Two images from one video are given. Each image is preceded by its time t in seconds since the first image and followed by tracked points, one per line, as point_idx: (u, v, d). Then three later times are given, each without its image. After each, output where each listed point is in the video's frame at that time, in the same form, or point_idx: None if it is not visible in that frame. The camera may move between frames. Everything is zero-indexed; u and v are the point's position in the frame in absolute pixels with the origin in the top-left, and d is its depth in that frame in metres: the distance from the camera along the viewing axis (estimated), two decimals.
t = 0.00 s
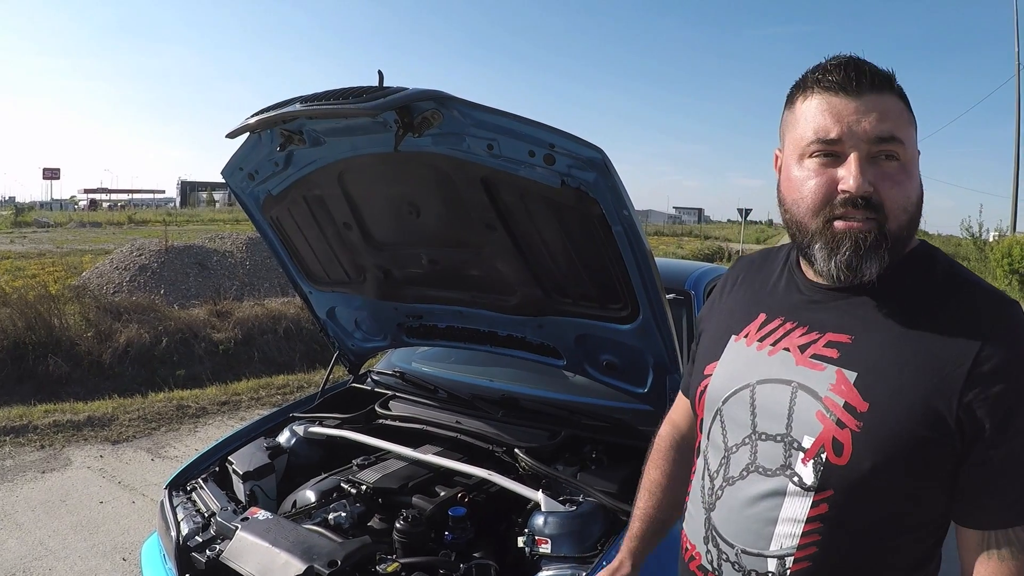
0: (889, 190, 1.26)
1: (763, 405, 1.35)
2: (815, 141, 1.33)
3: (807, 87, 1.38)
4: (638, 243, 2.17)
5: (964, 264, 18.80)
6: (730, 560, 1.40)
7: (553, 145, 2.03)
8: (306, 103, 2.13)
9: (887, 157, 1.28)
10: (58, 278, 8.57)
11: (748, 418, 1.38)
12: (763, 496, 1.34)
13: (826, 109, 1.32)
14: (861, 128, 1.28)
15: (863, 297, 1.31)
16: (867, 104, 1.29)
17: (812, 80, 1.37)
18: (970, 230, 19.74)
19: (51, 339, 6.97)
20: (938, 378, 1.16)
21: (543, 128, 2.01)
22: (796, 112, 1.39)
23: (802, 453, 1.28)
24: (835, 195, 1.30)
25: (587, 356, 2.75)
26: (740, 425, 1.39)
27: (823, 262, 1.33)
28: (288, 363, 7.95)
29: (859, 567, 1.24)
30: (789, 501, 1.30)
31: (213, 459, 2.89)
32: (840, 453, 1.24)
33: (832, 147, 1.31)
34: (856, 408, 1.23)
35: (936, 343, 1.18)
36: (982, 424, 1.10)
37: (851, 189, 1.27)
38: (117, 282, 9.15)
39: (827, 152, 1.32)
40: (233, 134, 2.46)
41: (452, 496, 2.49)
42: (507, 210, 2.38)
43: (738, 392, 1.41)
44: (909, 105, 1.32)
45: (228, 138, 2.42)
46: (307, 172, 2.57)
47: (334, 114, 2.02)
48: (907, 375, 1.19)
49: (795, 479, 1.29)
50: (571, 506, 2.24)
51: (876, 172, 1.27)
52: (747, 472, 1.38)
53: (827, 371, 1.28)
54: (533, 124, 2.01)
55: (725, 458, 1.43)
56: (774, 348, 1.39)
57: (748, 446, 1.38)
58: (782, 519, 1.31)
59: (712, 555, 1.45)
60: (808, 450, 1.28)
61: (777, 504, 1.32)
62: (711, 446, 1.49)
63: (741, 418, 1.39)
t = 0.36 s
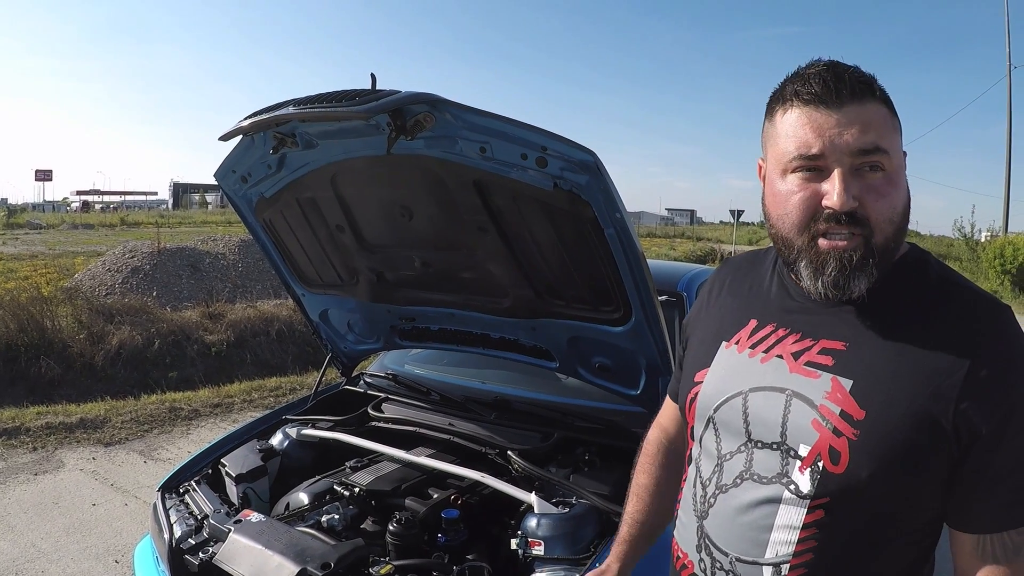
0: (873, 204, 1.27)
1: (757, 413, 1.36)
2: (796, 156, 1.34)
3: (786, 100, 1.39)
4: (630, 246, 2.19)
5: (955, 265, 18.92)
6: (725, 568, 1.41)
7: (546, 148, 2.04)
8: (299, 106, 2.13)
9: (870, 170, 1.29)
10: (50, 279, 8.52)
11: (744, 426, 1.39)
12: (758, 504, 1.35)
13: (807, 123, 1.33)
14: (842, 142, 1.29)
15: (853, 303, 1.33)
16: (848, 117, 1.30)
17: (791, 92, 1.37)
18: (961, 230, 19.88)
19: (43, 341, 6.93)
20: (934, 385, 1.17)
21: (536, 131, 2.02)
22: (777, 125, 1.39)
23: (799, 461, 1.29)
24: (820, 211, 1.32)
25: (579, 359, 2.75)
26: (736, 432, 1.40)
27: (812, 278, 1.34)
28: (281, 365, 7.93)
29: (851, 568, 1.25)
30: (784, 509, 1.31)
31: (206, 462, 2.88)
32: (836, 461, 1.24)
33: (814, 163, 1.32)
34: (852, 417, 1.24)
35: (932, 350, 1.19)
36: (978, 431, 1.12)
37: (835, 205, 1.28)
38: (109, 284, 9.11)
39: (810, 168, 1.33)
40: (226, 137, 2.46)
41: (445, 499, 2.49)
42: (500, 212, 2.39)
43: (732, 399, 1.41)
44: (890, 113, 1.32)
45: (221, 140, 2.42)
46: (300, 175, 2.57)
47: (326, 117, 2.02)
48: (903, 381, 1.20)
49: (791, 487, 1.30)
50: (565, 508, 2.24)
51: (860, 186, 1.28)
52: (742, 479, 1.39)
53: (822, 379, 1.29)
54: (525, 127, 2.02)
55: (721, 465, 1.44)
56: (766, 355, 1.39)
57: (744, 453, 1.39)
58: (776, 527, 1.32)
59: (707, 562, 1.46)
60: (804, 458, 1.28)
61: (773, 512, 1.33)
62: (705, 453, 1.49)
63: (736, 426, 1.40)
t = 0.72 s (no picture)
0: (858, 203, 1.28)
1: (743, 401, 1.39)
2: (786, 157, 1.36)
3: (780, 102, 1.40)
4: (625, 248, 2.19)
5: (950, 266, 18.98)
6: (704, 551, 1.44)
7: (540, 149, 2.04)
8: (293, 108, 2.13)
9: (857, 170, 1.30)
10: (45, 281, 8.49)
11: (731, 415, 1.41)
12: (736, 488, 1.37)
13: (795, 125, 1.35)
14: (829, 143, 1.30)
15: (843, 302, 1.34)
16: (835, 119, 1.30)
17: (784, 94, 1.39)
18: (956, 231, 19.95)
19: (38, 344, 6.91)
20: (914, 383, 1.17)
21: (530, 133, 2.02)
22: (769, 127, 1.41)
23: (775, 449, 1.31)
24: (806, 211, 1.34)
25: (575, 360, 2.75)
26: (724, 421, 1.43)
27: (801, 277, 1.36)
28: (276, 367, 7.91)
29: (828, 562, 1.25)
30: (760, 495, 1.34)
31: (200, 464, 2.87)
32: (810, 450, 1.26)
33: (801, 163, 1.34)
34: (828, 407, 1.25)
35: (916, 349, 1.19)
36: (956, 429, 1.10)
37: (820, 205, 1.30)
38: (104, 286, 9.09)
39: (798, 168, 1.35)
40: (220, 139, 2.45)
41: (439, 501, 2.48)
42: (495, 214, 2.39)
43: (723, 388, 1.45)
44: (883, 113, 1.32)
45: (215, 142, 2.41)
46: (294, 176, 2.56)
47: (320, 118, 2.01)
48: (884, 378, 1.20)
49: (767, 474, 1.32)
50: (560, 510, 2.24)
51: (845, 186, 1.29)
52: (725, 465, 1.41)
53: (805, 371, 1.31)
54: (519, 128, 2.02)
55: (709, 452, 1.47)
56: (759, 350, 1.42)
57: (730, 441, 1.42)
58: (752, 512, 1.35)
59: (689, 544, 1.49)
60: (781, 446, 1.31)
61: (750, 497, 1.35)
62: (699, 441, 1.52)
63: (725, 414, 1.43)
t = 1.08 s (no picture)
0: (824, 209, 1.32)
1: (736, 394, 1.44)
2: (755, 171, 1.40)
3: (747, 118, 1.44)
4: (622, 250, 2.18)
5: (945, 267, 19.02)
6: (702, 538, 1.49)
7: (537, 150, 2.03)
8: (288, 109, 2.12)
9: (821, 178, 1.33)
10: (39, 283, 8.44)
11: (725, 407, 1.46)
12: (731, 477, 1.42)
13: (759, 139, 1.39)
14: (790, 155, 1.34)
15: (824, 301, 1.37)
16: (795, 130, 1.34)
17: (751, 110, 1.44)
18: (952, 232, 19.99)
19: (33, 346, 6.87)
20: (894, 376, 1.19)
21: (526, 133, 2.00)
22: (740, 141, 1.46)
23: (767, 440, 1.36)
24: (777, 221, 1.38)
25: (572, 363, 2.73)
26: (719, 412, 1.48)
27: (780, 283, 1.40)
28: (272, 369, 7.88)
29: (815, 549, 1.30)
30: (753, 483, 1.39)
31: (196, 466, 2.86)
32: (796, 441, 1.31)
33: (768, 175, 1.38)
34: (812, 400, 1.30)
35: (898, 342, 1.21)
36: (934, 419, 1.12)
37: (787, 215, 1.35)
38: (100, 289, 9.05)
39: (767, 180, 1.39)
40: (215, 140, 2.44)
41: (436, 503, 2.47)
42: (491, 215, 2.38)
43: (719, 382, 1.50)
44: (848, 118, 1.34)
45: (210, 144, 2.40)
46: (290, 178, 2.55)
47: (315, 120, 2.00)
48: (866, 371, 1.24)
49: (760, 463, 1.37)
50: (557, 513, 2.23)
51: (811, 195, 1.33)
52: (721, 454, 1.46)
53: (792, 366, 1.36)
54: (515, 130, 2.00)
55: (706, 443, 1.52)
56: (754, 346, 1.47)
57: (724, 432, 1.46)
58: (746, 499, 1.40)
59: (688, 531, 1.54)
60: (772, 437, 1.35)
61: (744, 485, 1.40)
62: (697, 432, 1.57)
63: (719, 406, 1.48)
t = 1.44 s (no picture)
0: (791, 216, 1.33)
1: (732, 398, 1.43)
2: (733, 177, 1.43)
3: (728, 124, 1.46)
4: (620, 252, 2.18)
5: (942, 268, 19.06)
6: (705, 537, 1.49)
7: (535, 152, 2.02)
8: (285, 111, 2.11)
9: (791, 185, 1.33)
10: (35, 283, 8.41)
11: (722, 410, 1.46)
12: (733, 478, 1.42)
13: (734, 148, 1.41)
14: (761, 165, 1.35)
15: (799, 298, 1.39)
16: (765, 139, 1.35)
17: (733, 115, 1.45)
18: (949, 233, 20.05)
19: (29, 347, 6.85)
20: (887, 375, 1.20)
21: (525, 135, 2.00)
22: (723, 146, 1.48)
23: (767, 442, 1.35)
24: (750, 225, 1.41)
25: (569, 365, 2.73)
26: (717, 415, 1.47)
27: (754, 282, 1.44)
28: (269, 370, 7.87)
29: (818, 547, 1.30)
30: (755, 483, 1.38)
31: (193, 469, 2.85)
32: (795, 442, 1.30)
33: (743, 182, 1.41)
34: (808, 403, 1.30)
35: (888, 341, 1.22)
36: (926, 416, 1.13)
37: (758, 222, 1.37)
38: (96, 290, 9.02)
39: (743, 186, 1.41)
40: (212, 142, 2.43)
41: (433, 506, 2.47)
42: (488, 217, 2.37)
43: (715, 387, 1.49)
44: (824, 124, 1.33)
45: (207, 145, 2.39)
46: (287, 179, 2.54)
47: (312, 121, 2.00)
48: (859, 371, 1.24)
49: (761, 464, 1.37)
50: (554, 515, 2.21)
51: (780, 202, 1.35)
52: (721, 456, 1.46)
53: (786, 370, 1.35)
54: (514, 131, 2.00)
55: (705, 445, 1.51)
56: (746, 351, 1.46)
57: (723, 435, 1.46)
58: (749, 499, 1.39)
59: (691, 531, 1.53)
60: (771, 439, 1.35)
61: (746, 485, 1.40)
62: (694, 435, 1.56)
63: (716, 410, 1.47)
